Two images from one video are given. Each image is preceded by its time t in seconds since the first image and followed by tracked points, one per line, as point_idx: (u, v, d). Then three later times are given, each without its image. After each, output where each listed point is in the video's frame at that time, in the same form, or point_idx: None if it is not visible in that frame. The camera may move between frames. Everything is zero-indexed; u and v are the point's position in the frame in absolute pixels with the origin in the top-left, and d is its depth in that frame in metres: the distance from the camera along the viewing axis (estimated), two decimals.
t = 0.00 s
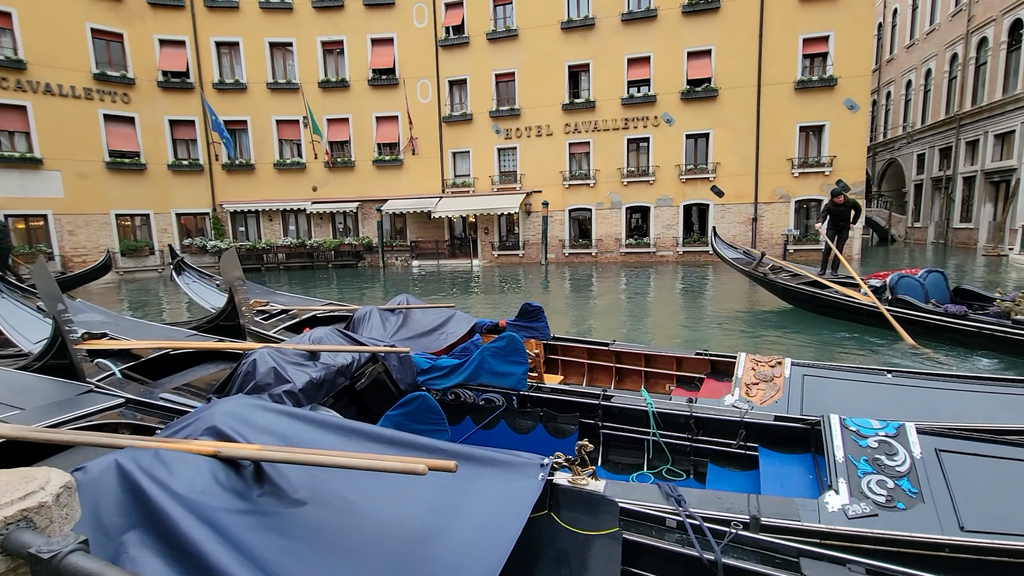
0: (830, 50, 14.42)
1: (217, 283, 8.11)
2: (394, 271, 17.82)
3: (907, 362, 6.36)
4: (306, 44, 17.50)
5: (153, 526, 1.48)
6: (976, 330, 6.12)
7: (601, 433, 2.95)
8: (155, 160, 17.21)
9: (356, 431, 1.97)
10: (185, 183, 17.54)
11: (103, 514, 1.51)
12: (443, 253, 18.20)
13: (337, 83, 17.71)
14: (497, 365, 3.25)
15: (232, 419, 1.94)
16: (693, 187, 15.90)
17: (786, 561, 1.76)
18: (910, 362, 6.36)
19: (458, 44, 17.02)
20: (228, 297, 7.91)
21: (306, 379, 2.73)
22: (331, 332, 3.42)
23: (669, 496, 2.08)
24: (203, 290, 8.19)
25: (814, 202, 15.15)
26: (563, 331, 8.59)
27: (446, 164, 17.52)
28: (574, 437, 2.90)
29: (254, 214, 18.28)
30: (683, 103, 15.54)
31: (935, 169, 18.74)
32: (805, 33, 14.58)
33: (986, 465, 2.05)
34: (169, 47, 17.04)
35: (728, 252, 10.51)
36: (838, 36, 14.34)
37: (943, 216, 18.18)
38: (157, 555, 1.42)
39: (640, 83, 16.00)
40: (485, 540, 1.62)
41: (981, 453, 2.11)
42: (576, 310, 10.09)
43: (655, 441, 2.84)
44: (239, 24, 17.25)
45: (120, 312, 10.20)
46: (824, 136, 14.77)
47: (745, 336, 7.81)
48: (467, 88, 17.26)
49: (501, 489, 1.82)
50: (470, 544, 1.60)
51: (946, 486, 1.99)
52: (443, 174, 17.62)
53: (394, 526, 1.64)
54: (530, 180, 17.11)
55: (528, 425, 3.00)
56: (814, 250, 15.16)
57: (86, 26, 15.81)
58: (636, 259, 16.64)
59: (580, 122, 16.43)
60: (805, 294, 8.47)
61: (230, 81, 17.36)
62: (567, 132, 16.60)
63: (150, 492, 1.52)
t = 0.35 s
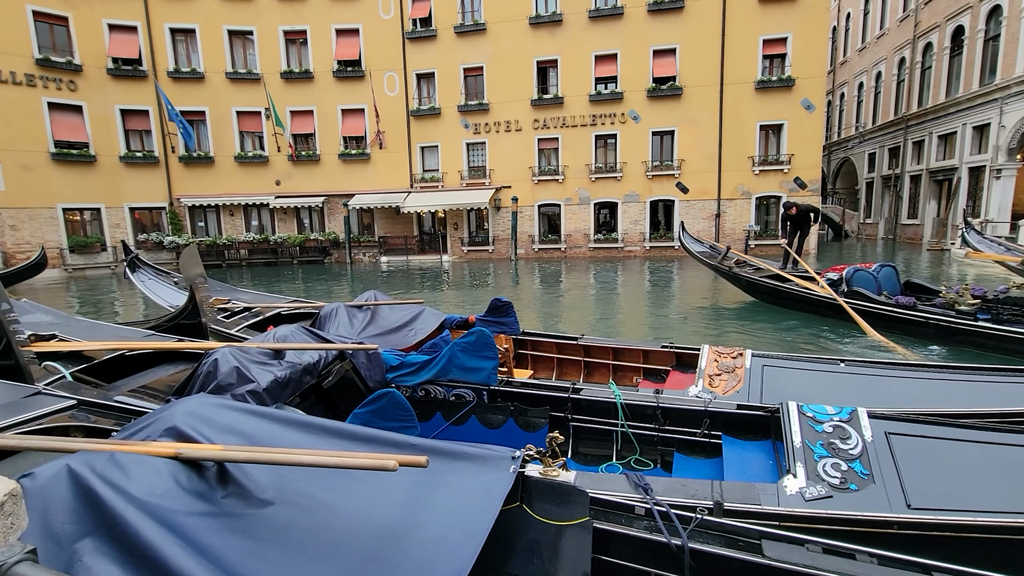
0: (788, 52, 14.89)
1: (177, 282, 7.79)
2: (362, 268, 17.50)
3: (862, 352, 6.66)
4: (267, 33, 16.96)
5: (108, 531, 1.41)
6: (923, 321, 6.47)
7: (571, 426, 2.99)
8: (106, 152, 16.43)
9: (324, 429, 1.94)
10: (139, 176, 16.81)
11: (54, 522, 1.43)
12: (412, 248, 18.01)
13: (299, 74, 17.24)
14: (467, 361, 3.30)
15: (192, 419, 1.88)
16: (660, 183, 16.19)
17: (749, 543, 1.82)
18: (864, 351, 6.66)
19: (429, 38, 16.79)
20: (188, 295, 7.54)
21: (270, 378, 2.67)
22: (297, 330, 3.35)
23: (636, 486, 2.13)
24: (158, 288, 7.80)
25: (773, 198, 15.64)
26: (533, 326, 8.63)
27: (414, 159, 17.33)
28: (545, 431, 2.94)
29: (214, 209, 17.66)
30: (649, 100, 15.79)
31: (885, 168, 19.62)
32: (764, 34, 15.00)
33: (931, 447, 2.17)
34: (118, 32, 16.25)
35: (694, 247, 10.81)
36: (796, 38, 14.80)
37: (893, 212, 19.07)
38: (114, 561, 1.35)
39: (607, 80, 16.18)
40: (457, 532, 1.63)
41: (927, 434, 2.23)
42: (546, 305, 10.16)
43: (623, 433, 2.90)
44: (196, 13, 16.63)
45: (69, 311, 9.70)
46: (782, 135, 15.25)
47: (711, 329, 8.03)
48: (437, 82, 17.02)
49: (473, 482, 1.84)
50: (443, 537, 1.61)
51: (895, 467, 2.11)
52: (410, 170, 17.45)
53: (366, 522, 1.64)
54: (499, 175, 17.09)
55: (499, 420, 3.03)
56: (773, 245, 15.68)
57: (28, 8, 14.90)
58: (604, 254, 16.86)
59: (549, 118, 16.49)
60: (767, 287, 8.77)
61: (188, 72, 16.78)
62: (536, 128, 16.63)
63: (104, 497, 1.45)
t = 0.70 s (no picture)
0: (748, 53, 15.32)
1: (133, 282, 7.48)
2: (329, 266, 17.16)
3: (821, 344, 6.93)
4: (225, 24, 16.38)
5: (60, 545, 1.31)
6: (877, 314, 6.77)
7: (542, 420, 3.00)
8: (52, 145, 15.65)
9: (290, 430, 1.91)
10: (89, 171, 16.04)
11: None
12: (380, 246, 17.75)
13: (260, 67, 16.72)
14: (438, 358, 3.28)
15: (149, 424, 1.80)
16: (626, 180, 16.44)
17: (716, 528, 1.87)
18: (823, 343, 6.92)
19: (395, 32, 16.53)
20: (144, 295, 7.21)
21: (234, 379, 2.59)
22: (261, 329, 3.26)
23: (605, 477, 2.17)
24: (112, 289, 7.45)
25: (735, 196, 16.10)
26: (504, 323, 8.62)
27: (381, 155, 17.08)
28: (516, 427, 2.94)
29: (171, 206, 16.98)
30: (616, 99, 16.00)
31: (839, 167, 20.43)
32: (725, 35, 15.39)
33: (882, 431, 2.29)
34: (63, 19, 15.43)
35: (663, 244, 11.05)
36: (755, 40, 15.23)
37: (846, 209, 19.89)
38: None
39: (575, 78, 16.31)
40: (428, 531, 1.63)
41: (877, 418, 2.35)
42: (516, 302, 10.19)
43: (593, 426, 2.93)
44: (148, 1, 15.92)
45: (13, 314, 9.19)
46: (743, 134, 15.69)
47: (678, 323, 8.21)
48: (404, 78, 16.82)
49: (445, 478, 1.84)
50: (415, 536, 1.61)
51: (849, 451, 2.21)
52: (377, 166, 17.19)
53: (336, 523, 1.62)
54: (468, 172, 17.01)
55: (470, 416, 3.03)
56: (735, 241, 16.13)
57: None
58: (573, 251, 17.02)
59: (517, 115, 16.50)
60: (732, 283, 9.02)
61: (140, 63, 16.07)
62: (504, 125, 16.62)
63: (55, 509, 1.34)
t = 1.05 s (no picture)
0: (711, 54, 15.67)
1: (87, 282, 7.20)
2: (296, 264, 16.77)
3: (783, 336, 7.17)
4: (181, 13, 15.77)
5: (8, 561, 1.23)
6: (836, 307, 7.02)
7: (514, 416, 3.02)
8: None
9: (257, 433, 1.87)
10: (36, 166, 15.34)
11: None
12: (348, 244, 17.42)
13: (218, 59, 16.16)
14: (408, 356, 3.19)
15: (107, 431, 1.73)
16: (595, 178, 16.62)
17: (685, 517, 1.91)
18: (785, 336, 7.16)
19: (361, 26, 16.23)
20: (99, 294, 6.95)
21: (195, 382, 2.49)
22: (224, 330, 3.16)
23: (576, 472, 2.20)
24: (64, 289, 7.14)
25: (700, 193, 16.45)
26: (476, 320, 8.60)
27: (348, 151, 16.77)
28: (488, 423, 3.01)
29: (125, 203, 16.29)
30: (584, 96, 16.13)
31: (798, 166, 21.14)
32: (690, 36, 15.69)
33: (838, 419, 2.39)
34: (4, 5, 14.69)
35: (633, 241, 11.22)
36: (718, 41, 15.57)
37: (805, 207, 20.59)
38: None
39: (543, 76, 16.36)
40: (401, 531, 1.61)
41: (833, 408, 2.45)
42: (487, 299, 10.19)
43: (564, 421, 2.96)
44: None
45: None
46: (707, 133, 16.05)
47: (647, 318, 8.35)
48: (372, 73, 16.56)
49: (416, 477, 1.83)
50: (387, 537, 1.59)
51: (808, 440, 2.30)
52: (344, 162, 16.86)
53: (306, 526, 1.59)
54: (437, 169, 16.87)
55: (442, 414, 3.07)
56: (701, 238, 16.50)
57: None
58: (543, 247, 17.11)
59: (486, 112, 16.45)
60: (700, 278, 9.24)
61: (89, 52, 15.37)
62: (473, 122, 16.54)
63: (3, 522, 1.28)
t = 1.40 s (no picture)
0: (676, 55, 15.97)
1: (33, 284, 6.84)
2: (260, 263, 16.33)
3: (748, 330, 7.38)
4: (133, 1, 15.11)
5: None
6: (798, 300, 7.25)
7: (485, 414, 3.02)
8: None
9: (221, 437, 1.81)
10: None
11: None
12: (315, 242, 17.05)
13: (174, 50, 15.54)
14: (377, 355, 3.15)
15: (59, 438, 1.65)
16: (564, 175, 16.73)
17: (655, 509, 1.95)
18: (750, 330, 7.37)
19: (325, 18, 15.88)
20: (45, 296, 6.60)
21: (153, 386, 2.39)
22: (184, 331, 3.06)
23: (546, 469, 2.21)
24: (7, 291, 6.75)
25: (666, 191, 16.78)
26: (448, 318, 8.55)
27: (313, 146, 16.40)
28: (459, 422, 2.99)
29: (74, 199, 15.55)
30: (553, 95, 16.21)
31: (758, 165, 21.81)
32: (655, 36, 15.94)
33: (799, 411, 2.47)
34: None
35: (604, 238, 11.36)
36: (682, 42, 15.89)
37: (765, 204, 21.25)
38: None
39: (512, 73, 16.36)
40: (372, 533, 1.59)
41: (793, 399, 2.54)
42: (457, 297, 10.16)
43: (535, 418, 2.99)
44: None
45: None
46: (673, 132, 16.38)
47: (617, 314, 8.47)
48: (337, 67, 16.20)
49: (388, 478, 1.81)
50: (358, 539, 1.57)
51: (769, 432, 2.38)
52: (309, 158, 16.48)
53: (275, 532, 1.55)
54: (405, 166, 16.68)
55: (412, 413, 3.03)
56: (667, 235, 16.84)
57: None
58: (514, 245, 17.14)
59: (455, 109, 16.35)
60: (669, 274, 9.42)
61: (33, 41, 14.61)
62: (442, 118, 16.42)
63: None
